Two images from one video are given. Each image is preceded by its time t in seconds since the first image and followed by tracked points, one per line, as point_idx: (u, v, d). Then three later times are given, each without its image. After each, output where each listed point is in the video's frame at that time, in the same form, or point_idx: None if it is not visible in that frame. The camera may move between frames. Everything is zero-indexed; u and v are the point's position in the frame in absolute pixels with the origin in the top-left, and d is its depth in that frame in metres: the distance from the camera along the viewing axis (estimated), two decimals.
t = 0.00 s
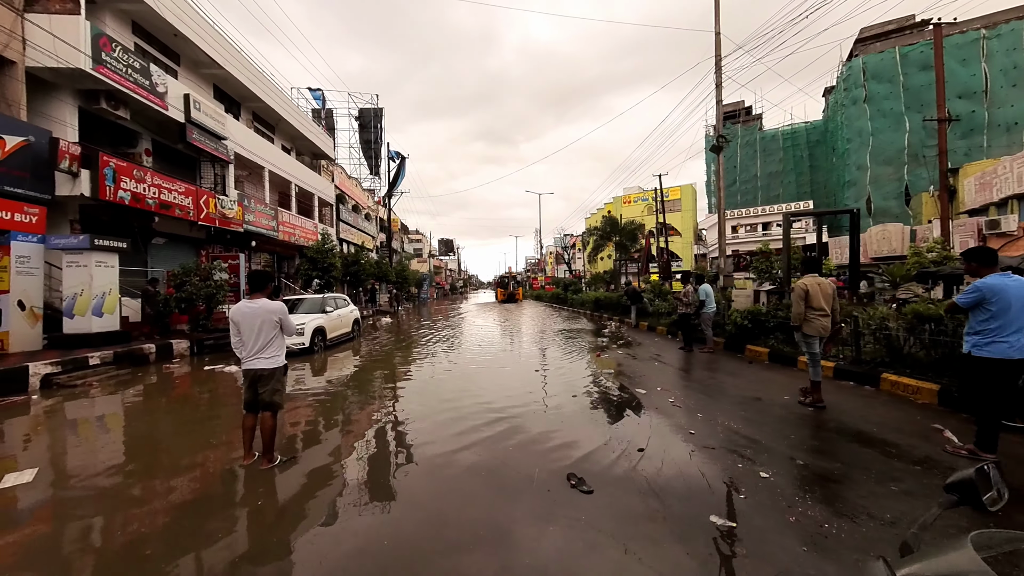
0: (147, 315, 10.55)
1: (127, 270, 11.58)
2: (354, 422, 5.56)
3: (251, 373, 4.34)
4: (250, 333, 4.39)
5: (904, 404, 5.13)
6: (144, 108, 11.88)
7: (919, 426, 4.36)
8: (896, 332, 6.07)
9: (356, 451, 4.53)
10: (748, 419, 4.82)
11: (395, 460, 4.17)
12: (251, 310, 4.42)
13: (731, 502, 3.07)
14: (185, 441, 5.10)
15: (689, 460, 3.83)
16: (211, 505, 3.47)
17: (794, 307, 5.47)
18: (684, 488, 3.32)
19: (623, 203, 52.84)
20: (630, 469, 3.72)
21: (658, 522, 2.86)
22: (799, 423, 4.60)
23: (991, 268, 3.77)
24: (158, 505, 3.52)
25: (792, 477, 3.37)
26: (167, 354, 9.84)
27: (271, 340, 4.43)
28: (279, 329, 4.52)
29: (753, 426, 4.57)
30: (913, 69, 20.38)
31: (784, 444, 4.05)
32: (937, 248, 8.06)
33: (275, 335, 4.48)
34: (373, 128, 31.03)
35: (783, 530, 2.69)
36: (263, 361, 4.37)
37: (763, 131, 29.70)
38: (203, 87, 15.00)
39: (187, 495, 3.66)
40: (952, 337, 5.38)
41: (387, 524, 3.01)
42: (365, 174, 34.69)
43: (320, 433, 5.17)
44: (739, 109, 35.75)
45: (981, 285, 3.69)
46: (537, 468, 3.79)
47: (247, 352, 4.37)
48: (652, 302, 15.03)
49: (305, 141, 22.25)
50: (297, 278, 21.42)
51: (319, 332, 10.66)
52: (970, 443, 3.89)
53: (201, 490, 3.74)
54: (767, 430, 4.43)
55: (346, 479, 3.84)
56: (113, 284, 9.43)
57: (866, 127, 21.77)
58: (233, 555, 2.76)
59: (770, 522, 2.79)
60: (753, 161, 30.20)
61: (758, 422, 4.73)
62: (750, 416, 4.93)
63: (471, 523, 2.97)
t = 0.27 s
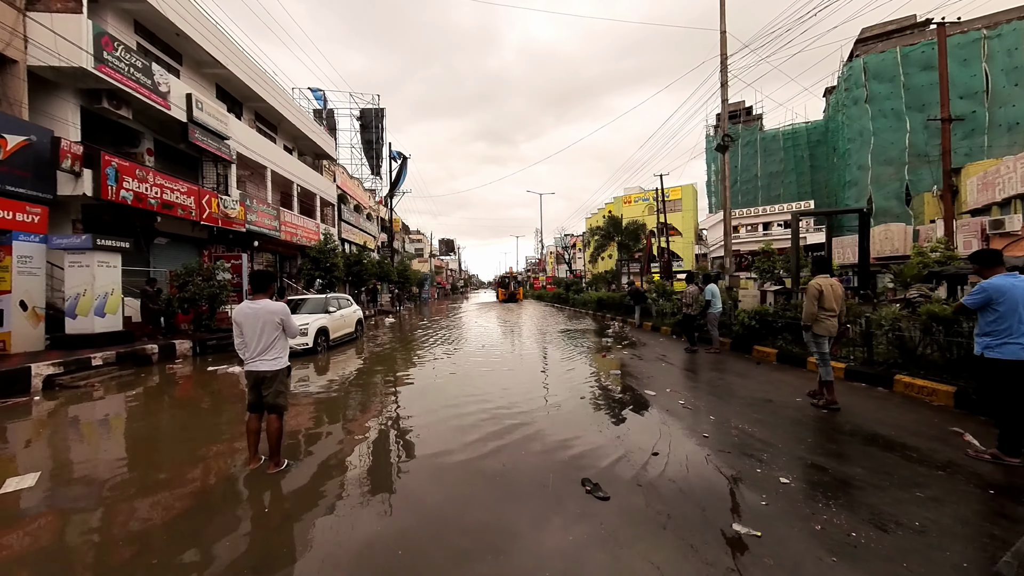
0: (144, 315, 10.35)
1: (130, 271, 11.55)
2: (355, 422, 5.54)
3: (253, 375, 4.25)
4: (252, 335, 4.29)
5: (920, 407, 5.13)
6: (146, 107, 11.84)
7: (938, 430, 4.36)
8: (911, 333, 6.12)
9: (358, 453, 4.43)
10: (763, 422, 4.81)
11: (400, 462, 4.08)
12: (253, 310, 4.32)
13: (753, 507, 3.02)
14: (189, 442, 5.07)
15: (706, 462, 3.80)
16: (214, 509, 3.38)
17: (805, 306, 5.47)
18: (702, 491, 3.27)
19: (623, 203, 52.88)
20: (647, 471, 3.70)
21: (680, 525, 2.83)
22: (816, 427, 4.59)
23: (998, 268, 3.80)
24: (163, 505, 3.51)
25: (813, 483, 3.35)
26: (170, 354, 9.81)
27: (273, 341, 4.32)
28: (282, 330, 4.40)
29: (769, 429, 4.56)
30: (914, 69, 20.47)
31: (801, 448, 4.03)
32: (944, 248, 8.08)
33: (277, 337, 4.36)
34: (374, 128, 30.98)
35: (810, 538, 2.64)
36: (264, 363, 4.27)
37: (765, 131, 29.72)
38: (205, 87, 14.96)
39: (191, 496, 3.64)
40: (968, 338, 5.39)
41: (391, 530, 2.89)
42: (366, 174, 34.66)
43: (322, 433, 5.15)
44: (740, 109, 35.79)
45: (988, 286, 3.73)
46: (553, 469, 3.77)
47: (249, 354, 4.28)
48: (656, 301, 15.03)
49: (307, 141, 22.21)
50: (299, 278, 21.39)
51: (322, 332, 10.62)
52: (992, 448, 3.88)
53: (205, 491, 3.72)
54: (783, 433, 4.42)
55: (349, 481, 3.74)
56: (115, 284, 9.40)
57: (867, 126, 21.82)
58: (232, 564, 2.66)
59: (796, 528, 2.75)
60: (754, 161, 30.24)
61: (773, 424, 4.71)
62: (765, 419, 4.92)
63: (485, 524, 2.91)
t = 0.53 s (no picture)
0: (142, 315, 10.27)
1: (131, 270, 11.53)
2: (358, 421, 5.57)
3: (251, 375, 4.19)
4: (250, 334, 4.24)
5: (928, 407, 5.13)
6: (148, 107, 11.82)
7: (948, 431, 4.36)
8: (918, 334, 6.12)
9: (360, 454, 4.39)
10: (771, 423, 4.81)
11: (401, 465, 4.03)
12: (251, 310, 4.26)
13: (767, 511, 3.01)
14: (190, 442, 5.06)
15: (715, 464, 3.79)
16: (215, 512, 3.34)
17: (809, 305, 5.45)
18: (713, 493, 3.27)
19: (623, 203, 52.94)
20: (656, 472, 3.70)
21: (691, 528, 2.82)
22: (824, 427, 4.59)
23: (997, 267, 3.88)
24: (166, 505, 3.51)
25: (826, 486, 3.34)
26: (172, 354, 9.79)
27: (271, 341, 4.25)
28: (280, 330, 4.32)
29: (777, 431, 4.56)
30: (915, 69, 20.50)
31: (811, 449, 4.03)
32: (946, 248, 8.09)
33: (275, 337, 4.29)
34: (375, 128, 30.98)
35: (824, 542, 2.64)
36: (262, 364, 4.20)
37: (765, 131, 29.75)
38: (207, 87, 14.95)
39: (194, 495, 3.64)
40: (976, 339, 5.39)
41: (394, 535, 2.86)
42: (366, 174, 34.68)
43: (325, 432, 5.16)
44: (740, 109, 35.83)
45: (988, 285, 3.81)
46: (561, 470, 3.76)
47: (248, 354, 4.23)
48: (657, 301, 15.05)
49: (308, 141, 22.21)
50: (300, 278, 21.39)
51: (324, 332, 10.61)
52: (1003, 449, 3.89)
53: (208, 490, 3.72)
54: (791, 434, 4.42)
55: (351, 484, 3.70)
56: (116, 284, 9.39)
57: (868, 126, 21.85)
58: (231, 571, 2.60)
59: (810, 532, 2.75)
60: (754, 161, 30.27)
61: (782, 425, 4.71)
62: (772, 419, 4.91)
63: (493, 527, 2.90)
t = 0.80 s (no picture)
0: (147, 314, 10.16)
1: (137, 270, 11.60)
2: (362, 420, 5.57)
3: (248, 376, 4.17)
4: (249, 334, 4.22)
5: (938, 410, 5.08)
6: (154, 107, 11.89)
7: (959, 434, 4.31)
8: (927, 335, 6.06)
9: (362, 454, 4.37)
10: (777, 425, 4.76)
11: (404, 466, 4.00)
12: (249, 310, 4.26)
13: (775, 515, 2.98)
14: (195, 440, 5.08)
15: (721, 466, 3.76)
16: (217, 511, 3.32)
17: (812, 303, 5.41)
18: (719, 496, 3.24)
19: (627, 203, 52.83)
20: (662, 473, 3.67)
21: (697, 532, 2.79)
22: (832, 429, 4.54)
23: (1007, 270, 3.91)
24: (170, 502, 3.52)
25: (834, 490, 3.30)
26: (177, 353, 9.84)
27: (268, 341, 4.24)
28: (278, 330, 4.31)
29: (784, 433, 4.51)
30: (922, 68, 20.34)
31: (817, 452, 3.99)
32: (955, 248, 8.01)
33: (273, 336, 4.28)
34: (379, 128, 31.05)
35: (833, 547, 2.60)
36: (259, 364, 4.17)
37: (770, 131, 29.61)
38: (212, 87, 15.03)
39: (198, 493, 3.66)
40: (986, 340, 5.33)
41: (396, 537, 2.83)
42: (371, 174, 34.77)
43: (328, 431, 5.16)
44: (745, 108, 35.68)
45: (993, 286, 3.87)
46: (565, 471, 3.74)
47: (246, 354, 4.21)
48: (662, 301, 15.00)
49: (313, 141, 22.29)
50: (304, 278, 21.46)
51: (328, 331, 10.63)
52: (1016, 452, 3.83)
53: (212, 488, 3.73)
54: (798, 436, 4.38)
55: (353, 484, 3.67)
56: (122, 283, 9.43)
57: (874, 126, 21.70)
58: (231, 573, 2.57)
59: (818, 536, 2.71)
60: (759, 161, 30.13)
61: (788, 427, 4.67)
62: (779, 421, 4.87)
63: (495, 529, 2.88)
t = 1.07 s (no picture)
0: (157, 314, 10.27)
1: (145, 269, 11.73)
2: (365, 419, 5.61)
3: (249, 375, 4.22)
4: (250, 334, 4.26)
5: (946, 414, 5.03)
6: (163, 108, 12.01)
7: (966, 438, 4.27)
8: (935, 338, 6.00)
9: (364, 454, 4.40)
10: (781, 428, 4.74)
11: (406, 466, 4.03)
12: (250, 311, 4.30)
13: (778, 519, 2.96)
14: (200, 437, 5.14)
15: (724, 470, 3.74)
16: (220, 509, 3.36)
17: (813, 306, 5.43)
18: (721, 499, 3.23)
19: (632, 203, 52.67)
20: (663, 476, 3.67)
21: (698, 535, 2.78)
22: (837, 433, 4.52)
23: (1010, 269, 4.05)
24: (175, 499, 3.57)
25: (838, 494, 3.28)
26: (183, 352, 9.94)
27: (268, 341, 4.28)
28: (278, 330, 4.34)
29: (788, 436, 4.49)
30: (932, 67, 20.13)
31: (823, 456, 3.98)
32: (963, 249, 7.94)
33: (273, 337, 4.31)
34: (385, 129, 31.17)
35: (836, 552, 2.59)
36: (259, 364, 4.22)
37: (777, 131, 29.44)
38: (220, 88, 15.16)
39: (203, 490, 3.70)
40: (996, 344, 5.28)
41: (397, 537, 2.85)
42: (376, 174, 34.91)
43: (332, 430, 5.22)
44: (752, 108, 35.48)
45: (995, 284, 4.03)
46: (567, 473, 3.75)
47: (246, 354, 4.26)
48: (666, 302, 14.95)
49: (319, 141, 22.41)
50: (310, 278, 21.58)
51: (332, 331, 10.69)
52: None
53: (216, 486, 3.78)
54: (802, 440, 4.36)
55: (355, 484, 3.70)
56: (130, 283, 9.53)
57: (883, 126, 21.51)
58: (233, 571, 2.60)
59: (821, 541, 2.70)
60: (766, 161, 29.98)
61: (793, 431, 4.64)
62: (784, 424, 4.84)
63: (496, 530, 2.89)
